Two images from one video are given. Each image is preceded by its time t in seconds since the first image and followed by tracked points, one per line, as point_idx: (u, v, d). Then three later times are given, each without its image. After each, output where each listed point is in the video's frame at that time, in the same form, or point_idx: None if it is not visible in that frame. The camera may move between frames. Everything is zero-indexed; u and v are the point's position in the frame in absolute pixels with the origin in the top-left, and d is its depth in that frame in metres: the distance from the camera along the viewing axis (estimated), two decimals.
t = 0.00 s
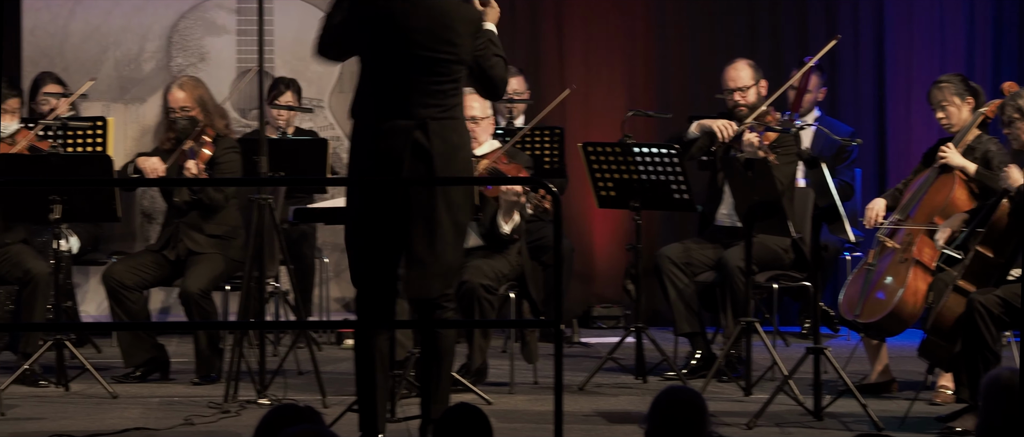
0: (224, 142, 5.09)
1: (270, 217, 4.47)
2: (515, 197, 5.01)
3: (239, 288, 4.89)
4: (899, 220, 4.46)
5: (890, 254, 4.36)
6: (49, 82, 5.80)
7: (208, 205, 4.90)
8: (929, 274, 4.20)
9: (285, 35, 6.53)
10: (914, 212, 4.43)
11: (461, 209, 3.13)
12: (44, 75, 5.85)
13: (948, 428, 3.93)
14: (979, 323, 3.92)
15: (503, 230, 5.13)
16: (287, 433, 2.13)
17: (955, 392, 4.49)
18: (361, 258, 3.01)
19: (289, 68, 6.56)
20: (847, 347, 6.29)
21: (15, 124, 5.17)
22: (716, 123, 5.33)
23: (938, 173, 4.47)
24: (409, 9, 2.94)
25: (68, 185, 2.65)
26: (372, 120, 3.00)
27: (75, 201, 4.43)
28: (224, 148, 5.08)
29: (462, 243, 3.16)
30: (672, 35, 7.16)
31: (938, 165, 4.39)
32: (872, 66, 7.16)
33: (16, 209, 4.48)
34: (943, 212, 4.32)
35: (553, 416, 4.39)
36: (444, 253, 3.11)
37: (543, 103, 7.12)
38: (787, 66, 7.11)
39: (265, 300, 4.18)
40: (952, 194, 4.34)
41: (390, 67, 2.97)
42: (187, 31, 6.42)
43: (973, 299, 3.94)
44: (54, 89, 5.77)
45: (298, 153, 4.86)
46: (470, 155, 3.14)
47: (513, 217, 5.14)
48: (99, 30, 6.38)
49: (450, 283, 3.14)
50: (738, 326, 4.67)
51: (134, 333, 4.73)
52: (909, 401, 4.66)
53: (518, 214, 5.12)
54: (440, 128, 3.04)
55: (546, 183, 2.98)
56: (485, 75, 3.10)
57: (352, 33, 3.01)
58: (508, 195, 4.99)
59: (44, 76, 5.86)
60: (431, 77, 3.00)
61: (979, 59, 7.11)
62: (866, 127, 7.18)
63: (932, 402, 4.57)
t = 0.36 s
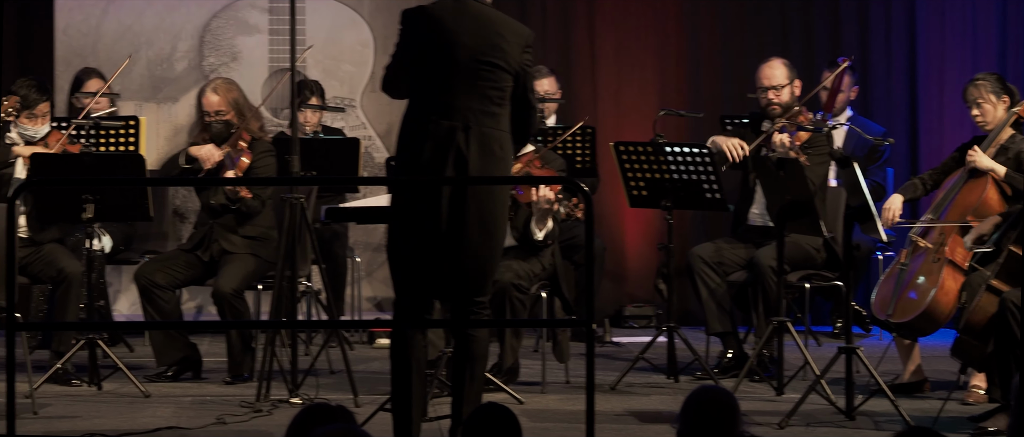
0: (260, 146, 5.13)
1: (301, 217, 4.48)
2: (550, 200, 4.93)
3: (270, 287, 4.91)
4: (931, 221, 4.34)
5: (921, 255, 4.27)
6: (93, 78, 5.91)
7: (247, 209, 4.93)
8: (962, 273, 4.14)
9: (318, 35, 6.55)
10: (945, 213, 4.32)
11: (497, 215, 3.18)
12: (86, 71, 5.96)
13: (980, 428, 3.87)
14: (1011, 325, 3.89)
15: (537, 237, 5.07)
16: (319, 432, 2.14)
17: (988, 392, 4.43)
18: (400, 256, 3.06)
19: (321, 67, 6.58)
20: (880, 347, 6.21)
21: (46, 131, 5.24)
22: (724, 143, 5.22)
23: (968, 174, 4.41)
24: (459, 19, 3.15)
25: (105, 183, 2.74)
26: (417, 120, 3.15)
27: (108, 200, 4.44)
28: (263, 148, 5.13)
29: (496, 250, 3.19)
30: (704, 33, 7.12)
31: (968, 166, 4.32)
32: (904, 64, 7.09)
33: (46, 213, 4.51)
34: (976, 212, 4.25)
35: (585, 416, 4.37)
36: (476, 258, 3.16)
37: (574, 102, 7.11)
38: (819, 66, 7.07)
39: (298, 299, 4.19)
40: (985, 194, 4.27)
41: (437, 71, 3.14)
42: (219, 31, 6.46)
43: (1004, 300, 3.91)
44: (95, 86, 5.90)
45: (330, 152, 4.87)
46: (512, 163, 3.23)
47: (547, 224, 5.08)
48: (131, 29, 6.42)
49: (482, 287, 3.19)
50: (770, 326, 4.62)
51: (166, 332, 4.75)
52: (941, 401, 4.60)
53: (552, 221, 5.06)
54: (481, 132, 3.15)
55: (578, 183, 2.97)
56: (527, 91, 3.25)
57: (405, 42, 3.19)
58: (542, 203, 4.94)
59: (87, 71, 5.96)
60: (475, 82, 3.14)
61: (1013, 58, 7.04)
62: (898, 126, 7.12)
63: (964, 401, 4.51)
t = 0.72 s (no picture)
0: (292, 141, 5.16)
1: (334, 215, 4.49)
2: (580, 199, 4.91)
3: (303, 286, 4.93)
4: (964, 219, 4.27)
5: (954, 253, 4.21)
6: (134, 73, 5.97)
7: (279, 207, 5.00)
8: (995, 272, 4.09)
9: (350, 34, 6.57)
10: (978, 212, 4.24)
11: (533, 210, 3.17)
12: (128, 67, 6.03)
13: (1016, 428, 3.81)
14: None
15: (567, 233, 5.06)
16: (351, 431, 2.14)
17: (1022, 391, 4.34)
18: (436, 255, 3.03)
19: (354, 66, 6.59)
20: (913, 347, 6.14)
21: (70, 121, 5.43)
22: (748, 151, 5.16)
23: (1004, 172, 4.30)
24: (491, 15, 3.11)
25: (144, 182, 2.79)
26: (450, 118, 3.12)
27: (143, 199, 4.48)
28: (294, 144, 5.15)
29: (533, 246, 3.18)
30: (738, 31, 7.06)
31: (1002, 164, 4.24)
32: (937, 62, 7.00)
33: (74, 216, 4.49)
34: (1007, 211, 4.14)
35: (617, 414, 4.34)
36: (513, 253, 3.14)
37: (606, 101, 7.09)
38: (852, 66, 7.01)
39: (330, 298, 4.20)
40: (1017, 192, 4.15)
41: (470, 68, 3.10)
42: (252, 30, 6.50)
43: None
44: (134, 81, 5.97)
45: (363, 151, 4.88)
46: (542, 158, 3.23)
47: (578, 221, 5.06)
48: (164, 29, 6.46)
49: (519, 283, 3.18)
50: (803, 325, 4.58)
51: (199, 331, 4.79)
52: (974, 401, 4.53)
53: (583, 218, 5.04)
54: (516, 128, 3.15)
55: (611, 183, 2.95)
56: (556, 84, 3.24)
57: (435, 38, 3.15)
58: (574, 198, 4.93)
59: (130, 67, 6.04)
60: (509, 78, 3.11)
61: None
62: (931, 125, 7.03)
63: (999, 401, 4.44)
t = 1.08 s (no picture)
0: (323, 135, 5.17)
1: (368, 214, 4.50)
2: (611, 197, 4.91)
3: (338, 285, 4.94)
4: (998, 219, 4.19)
5: (989, 253, 4.15)
6: (173, 70, 6.01)
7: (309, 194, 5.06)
8: None
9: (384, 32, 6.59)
10: (1014, 211, 4.16)
11: (557, 212, 3.09)
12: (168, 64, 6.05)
13: None
14: None
15: (601, 230, 5.05)
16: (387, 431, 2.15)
17: None
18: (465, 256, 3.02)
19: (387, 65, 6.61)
20: (948, 345, 6.05)
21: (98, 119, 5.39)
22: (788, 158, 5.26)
23: None
24: (511, 12, 3.02)
25: (180, 182, 2.82)
26: (474, 120, 3.05)
27: (176, 197, 4.52)
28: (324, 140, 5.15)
29: (559, 248, 3.11)
30: (772, 29, 7.00)
31: None
32: (972, 61, 6.90)
33: (116, 215, 4.56)
34: None
35: (651, 413, 4.32)
36: (541, 255, 3.07)
37: (639, 101, 7.07)
38: (886, 63, 6.89)
39: (364, 297, 4.21)
40: None
41: (491, 68, 3.02)
42: (286, 28, 6.53)
43: None
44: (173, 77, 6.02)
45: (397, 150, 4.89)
46: (567, 159, 3.15)
47: (612, 218, 5.04)
48: (199, 27, 6.50)
49: (545, 285, 3.10)
50: (838, 324, 4.52)
51: (234, 329, 4.82)
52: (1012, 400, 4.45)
53: (616, 214, 5.01)
54: (538, 129, 3.07)
55: (645, 181, 2.93)
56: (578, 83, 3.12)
57: (451, 37, 3.07)
58: (605, 197, 4.92)
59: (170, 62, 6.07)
60: (530, 77, 3.03)
61: None
62: (965, 124, 6.92)
63: None
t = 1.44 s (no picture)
0: (358, 132, 5.17)
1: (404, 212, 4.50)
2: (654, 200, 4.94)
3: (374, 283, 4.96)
4: None
5: None
6: (205, 68, 6.02)
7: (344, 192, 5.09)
8: None
9: (421, 31, 6.60)
10: None
11: (577, 216, 3.07)
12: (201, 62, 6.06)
13: None
14: None
15: (644, 231, 5.03)
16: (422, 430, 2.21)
17: None
18: (489, 262, 3.01)
19: (423, 64, 6.61)
20: (984, 345, 5.96)
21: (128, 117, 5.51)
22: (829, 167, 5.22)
23: None
24: (525, 18, 3.02)
25: (216, 181, 2.85)
26: (493, 127, 3.06)
27: (214, 197, 4.55)
28: (358, 138, 5.14)
29: (580, 252, 3.09)
30: (809, 27, 6.94)
31: None
32: (1009, 60, 6.75)
33: (152, 213, 4.60)
34: None
35: (687, 412, 4.29)
36: (563, 257, 3.06)
37: (674, 99, 7.01)
38: (921, 63, 6.80)
39: (400, 296, 4.21)
40: None
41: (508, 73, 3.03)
42: (323, 27, 6.56)
43: None
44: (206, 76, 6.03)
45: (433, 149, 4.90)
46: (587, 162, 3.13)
47: (653, 217, 5.04)
48: (236, 26, 6.54)
49: (569, 289, 3.08)
50: (874, 323, 4.46)
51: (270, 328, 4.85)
52: None
53: (659, 213, 5.02)
54: (558, 133, 3.06)
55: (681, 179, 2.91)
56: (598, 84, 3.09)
57: (468, 43, 3.07)
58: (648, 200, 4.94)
59: (203, 62, 6.06)
60: (548, 81, 3.02)
61: None
62: (1003, 125, 6.75)
63: None
